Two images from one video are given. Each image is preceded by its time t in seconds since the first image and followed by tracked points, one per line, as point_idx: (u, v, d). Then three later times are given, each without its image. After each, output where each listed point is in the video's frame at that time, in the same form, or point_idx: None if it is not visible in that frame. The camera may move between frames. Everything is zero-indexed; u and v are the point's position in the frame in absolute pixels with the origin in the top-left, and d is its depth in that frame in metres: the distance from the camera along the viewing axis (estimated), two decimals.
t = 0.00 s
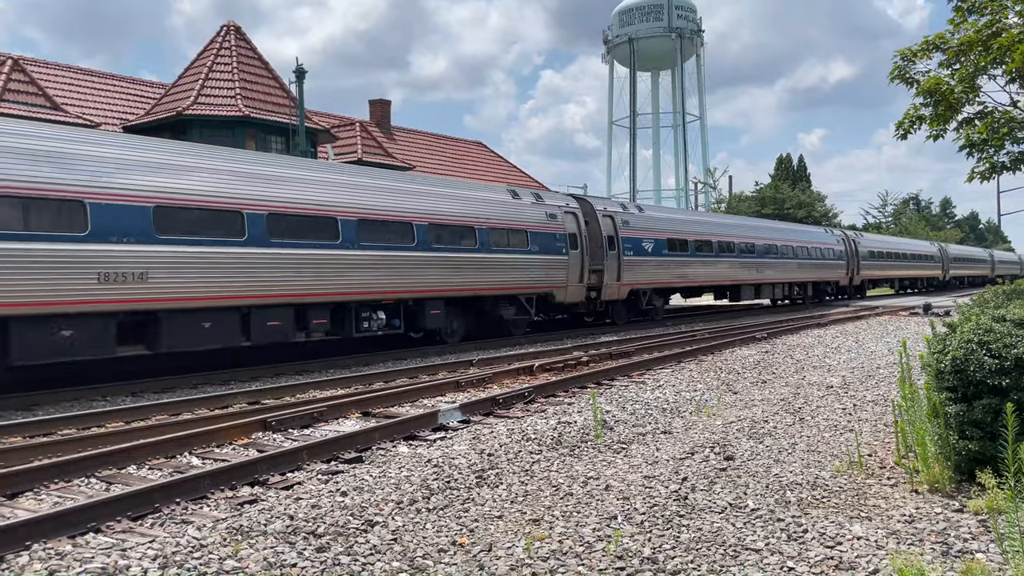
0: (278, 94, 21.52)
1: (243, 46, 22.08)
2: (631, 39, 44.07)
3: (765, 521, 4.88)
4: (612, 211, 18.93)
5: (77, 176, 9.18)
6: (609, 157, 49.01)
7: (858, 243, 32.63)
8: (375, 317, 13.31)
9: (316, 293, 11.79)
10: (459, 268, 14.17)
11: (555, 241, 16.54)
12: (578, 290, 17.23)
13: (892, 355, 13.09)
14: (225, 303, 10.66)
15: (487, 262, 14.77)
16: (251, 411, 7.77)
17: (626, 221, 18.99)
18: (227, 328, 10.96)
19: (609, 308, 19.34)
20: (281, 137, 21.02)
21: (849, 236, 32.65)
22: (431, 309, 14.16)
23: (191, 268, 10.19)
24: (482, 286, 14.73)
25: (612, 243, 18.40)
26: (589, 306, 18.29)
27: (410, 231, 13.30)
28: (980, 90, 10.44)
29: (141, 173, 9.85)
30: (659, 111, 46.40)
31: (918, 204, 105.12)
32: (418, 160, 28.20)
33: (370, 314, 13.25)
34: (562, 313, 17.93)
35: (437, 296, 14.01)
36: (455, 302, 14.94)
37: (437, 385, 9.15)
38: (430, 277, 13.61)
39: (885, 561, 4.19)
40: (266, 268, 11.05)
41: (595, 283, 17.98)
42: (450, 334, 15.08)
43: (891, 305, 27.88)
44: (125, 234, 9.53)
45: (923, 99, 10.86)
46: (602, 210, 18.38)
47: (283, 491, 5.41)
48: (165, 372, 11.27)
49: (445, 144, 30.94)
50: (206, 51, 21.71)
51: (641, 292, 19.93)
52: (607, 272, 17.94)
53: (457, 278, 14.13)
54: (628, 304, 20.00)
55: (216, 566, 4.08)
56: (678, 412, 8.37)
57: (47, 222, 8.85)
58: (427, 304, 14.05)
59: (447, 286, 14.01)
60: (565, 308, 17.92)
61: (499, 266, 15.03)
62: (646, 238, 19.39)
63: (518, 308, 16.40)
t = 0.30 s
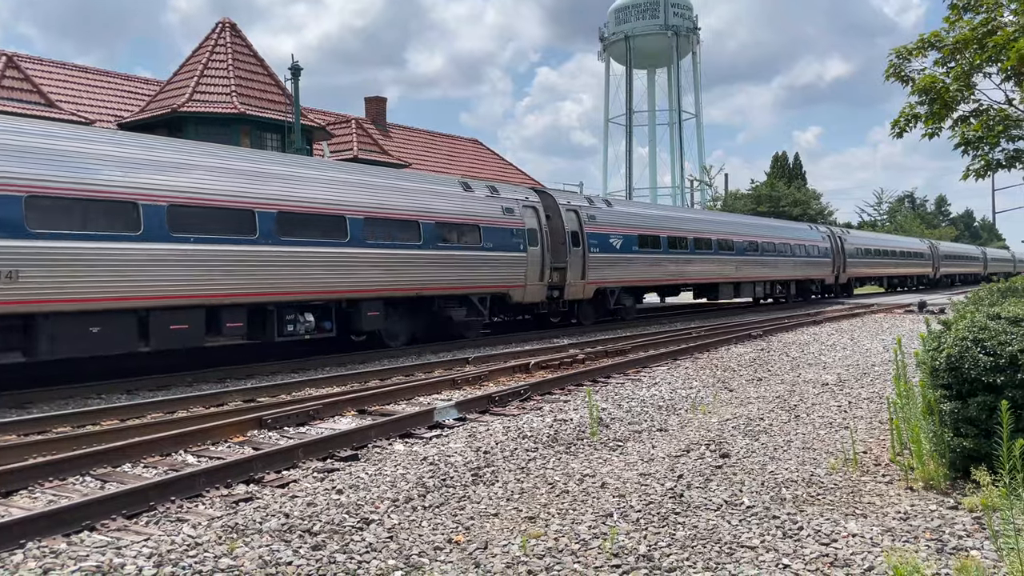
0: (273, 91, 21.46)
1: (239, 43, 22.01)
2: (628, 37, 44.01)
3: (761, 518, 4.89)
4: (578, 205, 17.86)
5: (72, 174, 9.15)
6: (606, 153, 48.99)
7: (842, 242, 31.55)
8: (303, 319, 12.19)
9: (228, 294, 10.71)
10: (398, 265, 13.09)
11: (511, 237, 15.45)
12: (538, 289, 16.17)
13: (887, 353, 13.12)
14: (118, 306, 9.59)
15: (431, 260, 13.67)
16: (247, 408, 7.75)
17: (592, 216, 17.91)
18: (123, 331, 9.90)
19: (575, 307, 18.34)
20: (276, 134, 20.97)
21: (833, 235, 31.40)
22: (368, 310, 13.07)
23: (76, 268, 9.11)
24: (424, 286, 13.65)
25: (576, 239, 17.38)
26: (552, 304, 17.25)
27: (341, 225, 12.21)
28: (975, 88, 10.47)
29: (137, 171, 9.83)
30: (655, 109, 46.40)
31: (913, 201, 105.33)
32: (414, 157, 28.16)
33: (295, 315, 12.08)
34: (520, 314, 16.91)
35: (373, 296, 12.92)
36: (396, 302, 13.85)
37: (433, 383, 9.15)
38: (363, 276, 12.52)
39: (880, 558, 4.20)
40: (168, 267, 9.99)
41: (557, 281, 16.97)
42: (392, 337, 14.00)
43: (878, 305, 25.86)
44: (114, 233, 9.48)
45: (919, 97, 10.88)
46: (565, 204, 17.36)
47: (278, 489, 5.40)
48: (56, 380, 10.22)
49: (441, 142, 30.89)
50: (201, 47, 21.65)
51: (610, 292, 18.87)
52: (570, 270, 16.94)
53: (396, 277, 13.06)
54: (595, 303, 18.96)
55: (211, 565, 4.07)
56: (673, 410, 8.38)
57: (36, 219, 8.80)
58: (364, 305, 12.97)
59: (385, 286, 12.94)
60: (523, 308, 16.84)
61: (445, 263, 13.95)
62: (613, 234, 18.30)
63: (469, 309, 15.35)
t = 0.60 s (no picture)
0: (268, 88, 21.40)
1: (234, 40, 21.94)
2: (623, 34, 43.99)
3: (756, 515, 4.90)
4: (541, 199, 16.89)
5: (68, 171, 9.12)
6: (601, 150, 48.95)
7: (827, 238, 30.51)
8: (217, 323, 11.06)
9: (117, 295, 9.49)
10: (330, 262, 11.97)
11: (462, 233, 14.42)
12: (492, 288, 15.13)
13: (882, 350, 13.15)
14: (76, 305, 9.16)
15: (369, 256, 12.58)
16: (242, 406, 7.73)
17: (555, 211, 16.94)
18: None
19: (538, 308, 17.38)
20: (272, 132, 20.92)
21: (818, 230, 30.31)
22: (296, 311, 11.86)
23: (28, 266, 8.66)
24: (361, 285, 12.52)
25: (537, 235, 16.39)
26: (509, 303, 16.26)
27: (261, 219, 11.11)
28: (970, 85, 10.49)
29: (133, 167, 9.79)
30: (651, 106, 46.41)
31: (908, 199, 105.61)
32: (409, 155, 28.12)
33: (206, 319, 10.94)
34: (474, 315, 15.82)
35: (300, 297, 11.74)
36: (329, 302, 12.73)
37: (429, 380, 9.15)
38: (287, 277, 11.37)
39: (874, 555, 4.21)
40: (91, 263, 9.23)
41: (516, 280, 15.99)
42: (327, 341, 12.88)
43: (870, 304, 24.30)
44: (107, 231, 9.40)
45: (914, 95, 10.90)
46: (524, 197, 16.37)
47: (274, 487, 5.39)
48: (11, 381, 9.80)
49: (436, 139, 30.83)
50: (195, 44, 21.57)
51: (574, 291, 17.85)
52: (529, 269, 15.96)
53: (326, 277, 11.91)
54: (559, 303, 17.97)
55: (207, 563, 4.06)
56: (669, 407, 8.40)
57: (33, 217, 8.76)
58: (290, 307, 11.76)
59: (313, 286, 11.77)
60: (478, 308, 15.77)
61: (384, 261, 12.83)
62: (578, 230, 17.32)
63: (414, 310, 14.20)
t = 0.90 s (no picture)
0: (263, 85, 21.33)
1: (229, 37, 21.87)
2: (619, 32, 43.97)
3: (751, 513, 4.91)
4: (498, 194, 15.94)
5: (62, 169, 9.09)
6: (597, 148, 48.94)
7: (812, 235, 29.95)
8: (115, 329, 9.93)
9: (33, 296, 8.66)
10: (249, 261, 10.88)
11: (405, 229, 13.33)
12: (440, 288, 14.05)
13: (877, 348, 13.19)
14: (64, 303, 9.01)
15: (296, 254, 11.48)
16: (236, 404, 7.71)
17: (513, 206, 16.01)
18: None
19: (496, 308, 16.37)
20: (267, 129, 20.86)
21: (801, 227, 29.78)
22: (208, 315, 10.76)
23: (25, 265, 8.59)
24: (286, 286, 11.39)
25: (492, 231, 15.46)
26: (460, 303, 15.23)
27: (259, 217, 11.10)
28: (965, 83, 10.52)
29: (128, 164, 9.68)
30: (647, 103, 46.42)
31: (903, 197, 105.84)
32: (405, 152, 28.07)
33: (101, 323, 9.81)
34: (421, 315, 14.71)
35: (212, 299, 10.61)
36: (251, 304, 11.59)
37: (425, 377, 9.14)
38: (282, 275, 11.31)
39: (869, 552, 4.22)
40: (86, 262, 9.15)
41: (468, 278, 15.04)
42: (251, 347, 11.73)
43: (865, 304, 23.10)
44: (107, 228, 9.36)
45: (909, 93, 10.92)
46: (480, 190, 15.46)
47: (268, 485, 5.38)
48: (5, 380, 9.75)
49: (431, 137, 30.78)
50: (190, 42, 21.49)
51: (534, 290, 16.87)
52: (482, 267, 15.03)
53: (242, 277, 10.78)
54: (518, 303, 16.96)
55: (202, 561, 4.04)
56: (664, 405, 8.41)
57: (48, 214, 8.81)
58: (201, 309, 10.65)
59: (228, 287, 10.65)
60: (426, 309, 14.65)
61: (313, 260, 11.73)
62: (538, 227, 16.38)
63: (351, 312, 13.11)
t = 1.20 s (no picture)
0: (258, 83, 21.28)
1: (224, 35, 21.81)
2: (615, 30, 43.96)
3: (747, 510, 4.92)
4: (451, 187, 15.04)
5: (57, 166, 9.06)
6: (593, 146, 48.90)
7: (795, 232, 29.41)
8: None
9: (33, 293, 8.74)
10: (150, 259, 9.90)
11: (340, 223, 12.38)
12: (380, 289, 13.11)
13: (873, 345, 13.22)
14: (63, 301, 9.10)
15: (207, 250, 10.52)
16: (232, 402, 7.70)
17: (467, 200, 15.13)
18: None
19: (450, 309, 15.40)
20: (262, 127, 20.81)
21: (785, 224, 29.30)
22: (102, 319, 9.75)
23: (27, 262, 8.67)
24: (194, 286, 10.41)
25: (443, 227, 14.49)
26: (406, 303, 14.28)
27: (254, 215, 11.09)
28: (960, 81, 10.53)
29: (124, 162, 9.76)
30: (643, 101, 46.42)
31: (898, 195, 106.06)
32: (400, 150, 28.05)
33: None
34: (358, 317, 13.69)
35: (105, 302, 9.59)
36: (155, 306, 10.52)
37: (421, 375, 9.14)
38: (278, 273, 11.42)
39: (864, 549, 4.23)
40: (86, 259, 9.24)
41: (416, 277, 14.20)
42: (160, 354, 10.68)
43: (860, 302, 23.11)
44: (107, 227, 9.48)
45: (904, 90, 10.94)
46: (428, 182, 14.53)
47: (265, 483, 5.37)
48: None
49: (427, 135, 30.75)
50: (185, 39, 21.42)
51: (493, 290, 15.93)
52: (431, 265, 14.09)
53: (141, 278, 9.79)
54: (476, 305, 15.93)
55: (198, 559, 4.04)
56: (660, 402, 8.42)
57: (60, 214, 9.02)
58: (92, 313, 9.65)
59: (123, 288, 9.65)
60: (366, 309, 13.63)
61: (227, 257, 10.77)
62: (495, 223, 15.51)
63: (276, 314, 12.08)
